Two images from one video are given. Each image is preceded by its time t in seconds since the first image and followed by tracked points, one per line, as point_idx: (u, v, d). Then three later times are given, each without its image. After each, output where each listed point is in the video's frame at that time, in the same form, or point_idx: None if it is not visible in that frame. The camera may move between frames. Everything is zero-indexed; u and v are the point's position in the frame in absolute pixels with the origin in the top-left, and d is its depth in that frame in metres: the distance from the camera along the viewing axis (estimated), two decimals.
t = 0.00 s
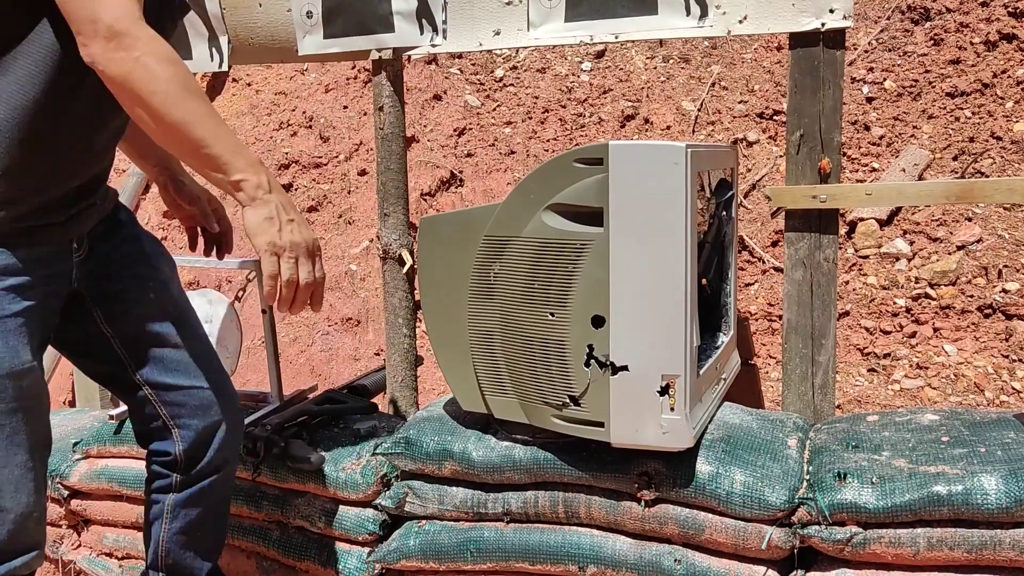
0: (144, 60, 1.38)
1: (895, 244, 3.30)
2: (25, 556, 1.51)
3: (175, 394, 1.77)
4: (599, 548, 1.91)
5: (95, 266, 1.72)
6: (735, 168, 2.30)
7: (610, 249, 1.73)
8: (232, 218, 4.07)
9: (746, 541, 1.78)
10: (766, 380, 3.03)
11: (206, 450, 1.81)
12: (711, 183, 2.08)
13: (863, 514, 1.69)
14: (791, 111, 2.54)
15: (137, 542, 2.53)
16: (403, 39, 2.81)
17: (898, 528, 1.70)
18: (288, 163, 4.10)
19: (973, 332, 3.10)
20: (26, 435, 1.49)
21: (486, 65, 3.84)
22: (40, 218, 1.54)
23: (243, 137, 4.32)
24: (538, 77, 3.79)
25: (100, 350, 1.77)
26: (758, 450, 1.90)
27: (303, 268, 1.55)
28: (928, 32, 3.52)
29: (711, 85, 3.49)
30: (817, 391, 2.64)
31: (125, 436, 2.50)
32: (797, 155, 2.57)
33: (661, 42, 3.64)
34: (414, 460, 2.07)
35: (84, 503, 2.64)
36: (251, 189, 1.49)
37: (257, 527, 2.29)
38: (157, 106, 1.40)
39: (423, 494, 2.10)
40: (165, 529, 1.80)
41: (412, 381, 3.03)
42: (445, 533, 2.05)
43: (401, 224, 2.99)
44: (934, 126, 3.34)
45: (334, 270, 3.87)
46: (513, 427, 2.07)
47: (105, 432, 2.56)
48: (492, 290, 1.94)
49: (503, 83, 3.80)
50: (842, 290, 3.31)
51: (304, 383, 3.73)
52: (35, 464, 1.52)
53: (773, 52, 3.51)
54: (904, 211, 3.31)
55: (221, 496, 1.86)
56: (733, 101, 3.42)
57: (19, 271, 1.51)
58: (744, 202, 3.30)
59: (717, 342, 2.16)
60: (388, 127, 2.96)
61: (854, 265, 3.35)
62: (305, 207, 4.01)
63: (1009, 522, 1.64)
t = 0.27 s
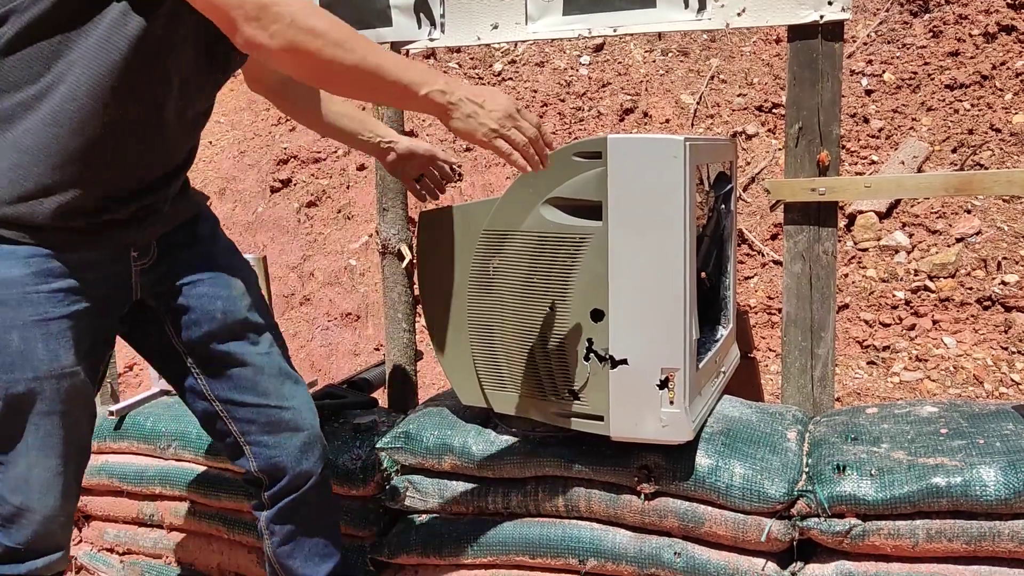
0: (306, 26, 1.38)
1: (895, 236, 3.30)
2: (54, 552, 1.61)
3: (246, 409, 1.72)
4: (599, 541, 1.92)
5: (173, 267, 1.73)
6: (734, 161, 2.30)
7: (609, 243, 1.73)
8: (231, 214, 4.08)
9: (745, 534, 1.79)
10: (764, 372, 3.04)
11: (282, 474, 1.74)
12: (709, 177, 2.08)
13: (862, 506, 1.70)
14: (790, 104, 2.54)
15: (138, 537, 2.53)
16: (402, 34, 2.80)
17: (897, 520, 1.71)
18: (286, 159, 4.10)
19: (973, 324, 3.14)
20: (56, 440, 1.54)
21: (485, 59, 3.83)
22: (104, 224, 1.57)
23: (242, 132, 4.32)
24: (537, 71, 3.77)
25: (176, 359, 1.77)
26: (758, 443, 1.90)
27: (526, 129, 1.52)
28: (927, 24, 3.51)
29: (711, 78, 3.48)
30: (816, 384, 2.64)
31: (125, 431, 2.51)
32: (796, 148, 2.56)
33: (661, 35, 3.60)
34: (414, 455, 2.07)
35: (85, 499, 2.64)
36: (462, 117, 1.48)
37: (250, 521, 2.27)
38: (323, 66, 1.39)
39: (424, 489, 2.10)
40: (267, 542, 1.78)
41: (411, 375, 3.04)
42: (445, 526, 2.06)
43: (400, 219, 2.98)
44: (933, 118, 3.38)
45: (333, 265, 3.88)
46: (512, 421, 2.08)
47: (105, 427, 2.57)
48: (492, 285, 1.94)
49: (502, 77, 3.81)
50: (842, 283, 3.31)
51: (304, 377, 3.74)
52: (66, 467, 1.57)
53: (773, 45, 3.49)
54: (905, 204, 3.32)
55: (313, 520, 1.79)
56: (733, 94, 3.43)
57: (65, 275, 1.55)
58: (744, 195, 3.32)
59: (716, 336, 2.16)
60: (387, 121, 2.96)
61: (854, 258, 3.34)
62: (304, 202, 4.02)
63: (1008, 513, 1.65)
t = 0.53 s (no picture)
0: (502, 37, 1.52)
1: (894, 228, 3.34)
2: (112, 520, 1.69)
3: (298, 382, 1.87)
4: (598, 534, 1.92)
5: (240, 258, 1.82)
6: (733, 153, 2.28)
7: (606, 236, 1.73)
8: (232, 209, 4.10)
9: (745, 525, 1.79)
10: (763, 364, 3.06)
11: (322, 448, 1.88)
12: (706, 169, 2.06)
13: (861, 497, 1.70)
14: (788, 96, 2.53)
15: (138, 531, 2.51)
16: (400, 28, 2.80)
17: (896, 511, 1.71)
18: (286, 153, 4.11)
19: (971, 315, 3.19)
20: (135, 424, 1.62)
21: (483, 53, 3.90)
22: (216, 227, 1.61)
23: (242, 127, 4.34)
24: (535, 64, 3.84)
25: (238, 332, 1.91)
26: (758, 435, 1.90)
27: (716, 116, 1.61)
28: (927, 15, 3.50)
29: (709, 70, 3.53)
30: (816, 375, 2.64)
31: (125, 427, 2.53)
32: (794, 140, 2.56)
33: (660, 28, 3.62)
34: (414, 449, 2.08)
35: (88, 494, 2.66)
36: (672, 111, 1.58)
37: (257, 517, 2.26)
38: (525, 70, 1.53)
39: (423, 483, 2.10)
40: (293, 519, 1.88)
41: (411, 369, 3.04)
42: (445, 520, 2.06)
43: (399, 213, 2.99)
44: (932, 109, 3.40)
45: (333, 260, 3.93)
46: (511, 415, 2.08)
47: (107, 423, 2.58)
48: (490, 279, 1.94)
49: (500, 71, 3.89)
50: (841, 275, 3.37)
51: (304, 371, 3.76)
52: (139, 450, 1.65)
53: (771, 36, 3.52)
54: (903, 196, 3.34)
55: (342, 496, 1.91)
56: (732, 87, 3.47)
57: (159, 266, 1.58)
58: (743, 187, 3.35)
59: (715, 329, 2.15)
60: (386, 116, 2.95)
61: (852, 250, 3.39)
62: (304, 196, 4.04)
63: (1006, 503, 1.65)
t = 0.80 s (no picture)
0: (461, 82, 1.54)
1: (893, 220, 3.33)
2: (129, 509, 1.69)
3: (310, 379, 1.87)
4: (600, 527, 1.92)
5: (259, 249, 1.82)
6: (732, 146, 2.29)
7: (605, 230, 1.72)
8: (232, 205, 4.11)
9: (745, 518, 1.79)
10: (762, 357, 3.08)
11: (332, 444, 1.88)
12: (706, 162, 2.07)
13: (861, 489, 1.70)
14: (787, 88, 2.53)
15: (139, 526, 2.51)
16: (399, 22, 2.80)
17: (896, 502, 1.71)
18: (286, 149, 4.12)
19: (971, 307, 3.20)
20: (154, 415, 1.63)
21: (483, 48, 3.94)
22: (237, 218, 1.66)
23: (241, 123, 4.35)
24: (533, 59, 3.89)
25: (253, 326, 1.91)
26: (758, 428, 1.91)
27: (669, 128, 1.64)
28: (926, 6, 3.49)
29: (708, 63, 3.54)
30: (816, 368, 2.64)
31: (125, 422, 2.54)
32: (793, 132, 2.55)
33: (659, 21, 3.63)
34: (414, 443, 2.08)
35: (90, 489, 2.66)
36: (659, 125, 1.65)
37: (258, 512, 2.27)
38: (486, 114, 1.56)
39: (424, 477, 2.10)
40: (298, 513, 1.89)
41: (411, 364, 3.05)
42: (446, 514, 2.06)
43: (399, 208, 2.99)
44: (932, 101, 3.41)
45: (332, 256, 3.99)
46: (511, 409, 2.07)
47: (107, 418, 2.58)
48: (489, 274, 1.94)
49: (498, 65, 3.95)
50: (841, 268, 3.38)
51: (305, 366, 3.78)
52: (159, 440, 1.66)
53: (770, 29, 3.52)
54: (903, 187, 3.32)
55: (344, 492, 1.92)
56: (731, 80, 3.48)
57: (181, 255, 1.59)
58: (742, 180, 3.37)
59: (715, 321, 2.15)
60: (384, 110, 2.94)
61: (852, 243, 3.39)
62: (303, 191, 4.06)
63: (1006, 494, 1.65)
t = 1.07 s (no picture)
0: (483, 97, 1.54)
1: (894, 215, 3.33)
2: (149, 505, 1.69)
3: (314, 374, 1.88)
4: (601, 522, 1.92)
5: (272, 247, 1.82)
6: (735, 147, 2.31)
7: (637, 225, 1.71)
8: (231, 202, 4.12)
9: (746, 512, 1.79)
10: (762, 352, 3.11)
11: (332, 440, 1.90)
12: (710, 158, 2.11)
13: (861, 483, 1.70)
14: (787, 82, 2.52)
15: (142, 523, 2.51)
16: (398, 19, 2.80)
17: (896, 496, 1.72)
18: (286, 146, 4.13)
19: (972, 301, 3.20)
20: (181, 409, 1.63)
21: (482, 44, 3.97)
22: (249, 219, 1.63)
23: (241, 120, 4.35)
24: (533, 54, 3.90)
25: (259, 322, 1.88)
26: (758, 423, 1.91)
27: (691, 125, 1.61)
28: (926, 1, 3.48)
29: (708, 58, 3.56)
30: (816, 363, 2.64)
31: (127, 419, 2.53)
32: (793, 126, 2.55)
33: (658, 16, 3.63)
34: (416, 439, 2.09)
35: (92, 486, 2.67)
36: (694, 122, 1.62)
37: (260, 508, 2.27)
38: (514, 127, 1.57)
39: (426, 472, 2.11)
40: (299, 509, 1.89)
41: (412, 360, 3.05)
42: (448, 510, 2.07)
43: (398, 204, 2.99)
44: (932, 95, 3.41)
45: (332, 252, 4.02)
46: (512, 405, 2.08)
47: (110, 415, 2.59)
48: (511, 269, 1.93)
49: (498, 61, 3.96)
50: (841, 263, 3.38)
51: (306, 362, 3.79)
52: (184, 434, 1.66)
53: (770, 23, 3.54)
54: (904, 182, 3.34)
55: (346, 488, 1.92)
56: (731, 75, 3.51)
57: (208, 249, 1.59)
58: (742, 175, 3.38)
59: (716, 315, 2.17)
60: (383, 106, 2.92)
61: (852, 238, 3.39)
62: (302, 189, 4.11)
63: (1006, 488, 1.65)
